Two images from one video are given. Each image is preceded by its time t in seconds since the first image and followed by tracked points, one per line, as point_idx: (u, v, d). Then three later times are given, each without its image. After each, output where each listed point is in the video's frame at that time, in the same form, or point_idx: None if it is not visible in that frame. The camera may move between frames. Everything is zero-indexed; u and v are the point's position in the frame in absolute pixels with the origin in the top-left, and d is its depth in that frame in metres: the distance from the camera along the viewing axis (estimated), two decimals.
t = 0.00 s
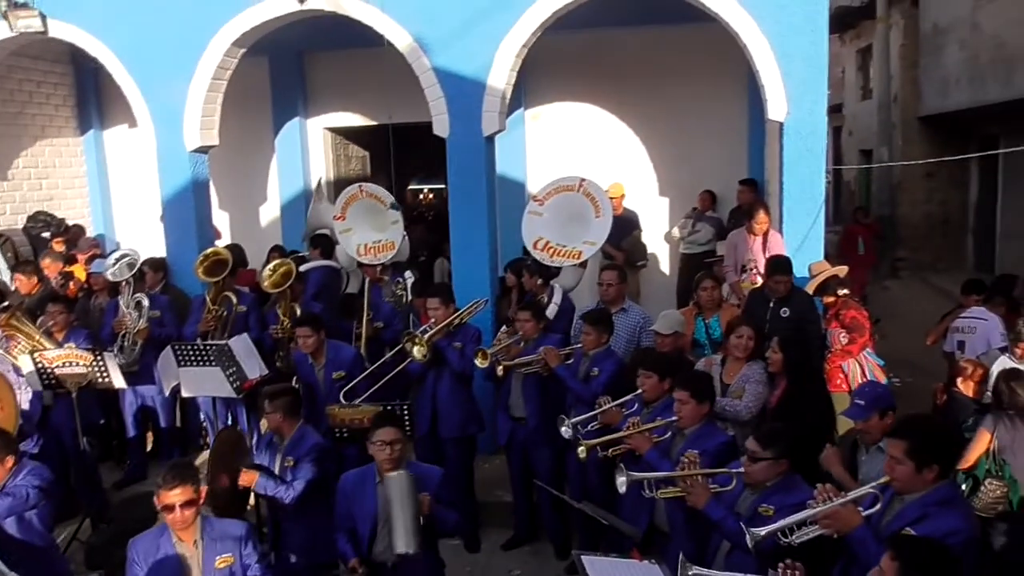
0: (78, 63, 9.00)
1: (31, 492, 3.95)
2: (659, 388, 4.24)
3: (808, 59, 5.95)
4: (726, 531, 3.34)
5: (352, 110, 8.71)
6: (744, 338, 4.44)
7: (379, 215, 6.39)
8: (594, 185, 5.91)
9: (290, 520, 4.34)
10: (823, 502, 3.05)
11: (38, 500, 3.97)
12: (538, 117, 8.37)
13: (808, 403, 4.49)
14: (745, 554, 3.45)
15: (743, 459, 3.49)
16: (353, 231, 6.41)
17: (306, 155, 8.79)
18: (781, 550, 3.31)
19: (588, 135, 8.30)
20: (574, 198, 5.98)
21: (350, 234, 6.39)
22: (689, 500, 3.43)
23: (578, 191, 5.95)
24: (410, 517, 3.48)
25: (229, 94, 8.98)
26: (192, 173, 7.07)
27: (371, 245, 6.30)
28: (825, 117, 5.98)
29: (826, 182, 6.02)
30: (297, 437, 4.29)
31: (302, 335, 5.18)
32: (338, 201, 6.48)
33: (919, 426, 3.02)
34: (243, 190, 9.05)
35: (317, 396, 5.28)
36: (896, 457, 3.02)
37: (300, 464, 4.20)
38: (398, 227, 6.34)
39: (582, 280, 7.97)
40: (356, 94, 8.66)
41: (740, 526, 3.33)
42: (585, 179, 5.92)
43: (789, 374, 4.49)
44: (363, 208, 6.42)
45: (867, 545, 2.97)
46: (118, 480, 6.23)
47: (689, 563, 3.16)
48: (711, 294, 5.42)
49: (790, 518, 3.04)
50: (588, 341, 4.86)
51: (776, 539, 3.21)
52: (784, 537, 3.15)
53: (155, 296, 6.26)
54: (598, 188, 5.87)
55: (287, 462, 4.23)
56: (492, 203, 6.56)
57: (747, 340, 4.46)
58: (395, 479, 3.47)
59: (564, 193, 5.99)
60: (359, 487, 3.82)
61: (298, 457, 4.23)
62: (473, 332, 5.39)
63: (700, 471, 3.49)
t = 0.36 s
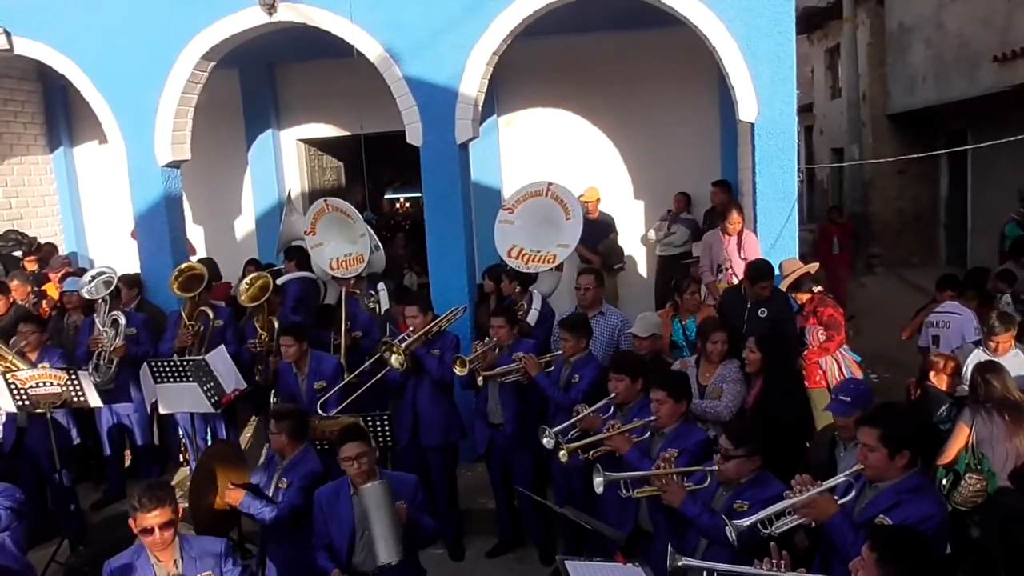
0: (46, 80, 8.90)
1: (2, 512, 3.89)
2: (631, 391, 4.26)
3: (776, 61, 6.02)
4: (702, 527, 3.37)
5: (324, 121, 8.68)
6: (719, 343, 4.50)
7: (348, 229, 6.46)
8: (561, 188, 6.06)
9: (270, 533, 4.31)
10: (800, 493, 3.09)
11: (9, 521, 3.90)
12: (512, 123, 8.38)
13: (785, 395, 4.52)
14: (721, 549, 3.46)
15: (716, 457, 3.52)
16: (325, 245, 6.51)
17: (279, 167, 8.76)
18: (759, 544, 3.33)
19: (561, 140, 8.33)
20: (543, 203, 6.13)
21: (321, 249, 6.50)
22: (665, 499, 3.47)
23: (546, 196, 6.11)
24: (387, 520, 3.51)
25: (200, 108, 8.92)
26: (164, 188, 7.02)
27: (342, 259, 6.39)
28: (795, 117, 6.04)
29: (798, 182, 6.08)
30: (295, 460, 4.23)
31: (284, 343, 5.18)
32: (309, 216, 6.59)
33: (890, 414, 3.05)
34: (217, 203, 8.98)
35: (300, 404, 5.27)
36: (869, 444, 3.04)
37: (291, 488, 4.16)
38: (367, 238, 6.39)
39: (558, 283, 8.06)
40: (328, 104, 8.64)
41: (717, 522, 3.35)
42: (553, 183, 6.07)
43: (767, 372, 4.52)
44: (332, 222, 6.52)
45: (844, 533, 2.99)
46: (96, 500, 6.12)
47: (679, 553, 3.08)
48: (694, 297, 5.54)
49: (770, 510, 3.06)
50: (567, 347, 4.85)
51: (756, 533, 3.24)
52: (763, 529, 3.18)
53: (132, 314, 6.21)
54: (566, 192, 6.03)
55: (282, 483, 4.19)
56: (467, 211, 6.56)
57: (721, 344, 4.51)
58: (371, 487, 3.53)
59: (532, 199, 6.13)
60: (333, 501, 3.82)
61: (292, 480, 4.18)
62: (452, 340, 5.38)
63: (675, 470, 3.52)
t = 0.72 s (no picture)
0: (33, 90, 8.86)
1: None
2: (625, 396, 4.26)
3: (763, 65, 6.04)
4: (698, 532, 3.38)
5: (314, 129, 8.68)
6: (705, 349, 4.53)
7: (337, 236, 6.56)
8: (535, 193, 6.24)
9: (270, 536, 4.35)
10: (792, 500, 3.08)
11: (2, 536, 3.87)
12: (502, 129, 8.39)
13: (781, 395, 4.50)
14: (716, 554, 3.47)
15: (711, 462, 3.53)
16: (315, 252, 6.60)
17: (269, 175, 8.74)
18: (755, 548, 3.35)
19: (551, 146, 8.34)
20: (520, 209, 6.29)
21: (311, 256, 6.59)
22: (661, 503, 3.47)
23: (521, 202, 6.28)
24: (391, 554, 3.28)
25: (189, 117, 8.90)
26: (154, 197, 7.00)
27: (331, 267, 6.49)
28: (784, 121, 6.06)
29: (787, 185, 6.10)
30: (311, 472, 4.21)
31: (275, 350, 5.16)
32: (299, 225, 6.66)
33: (880, 417, 3.05)
34: (207, 212, 8.96)
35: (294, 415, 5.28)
36: (859, 448, 3.04)
37: (306, 497, 4.17)
38: (355, 245, 6.46)
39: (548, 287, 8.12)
40: (318, 112, 8.64)
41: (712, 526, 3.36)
42: (526, 189, 6.26)
43: (759, 374, 4.49)
44: (321, 230, 6.59)
45: (837, 538, 3.00)
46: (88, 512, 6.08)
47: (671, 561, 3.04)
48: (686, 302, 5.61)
49: (763, 518, 3.05)
50: (566, 354, 4.82)
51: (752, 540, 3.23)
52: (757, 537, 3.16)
53: (122, 325, 6.17)
54: (541, 195, 6.22)
55: (294, 492, 4.19)
56: (458, 217, 6.56)
57: (704, 349, 4.54)
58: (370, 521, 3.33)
59: (509, 207, 6.28)
60: (333, 511, 3.86)
61: (307, 490, 4.17)
62: (444, 345, 5.36)
63: (671, 475, 3.56)
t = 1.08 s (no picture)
0: (17, 106, 8.83)
1: None
2: (621, 404, 4.26)
3: (746, 70, 6.07)
4: (695, 541, 3.38)
5: (301, 141, 8.67)
6: (684, 351, 4.49)
7: (325, 247, 6.61)
8: (516, 201, 6.29)
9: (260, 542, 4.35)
10: (790, 511, 3.09)
11: None
12: (488, 137, 8.39)
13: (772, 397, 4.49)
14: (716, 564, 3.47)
15: (713, 470, 3.54)
16: (303, 264, 6.67)
17: (256, 187, 8.74)
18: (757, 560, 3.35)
19: (538, 154, 8.35)
20: (501, 218, 6.35)
21: (299, 268, 6.65)
22: (660, 511, 3.45)
23: (501, 211, 6.34)
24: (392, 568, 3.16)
25: (174, 130, 8.88)
26: (140, 212, 6.98)
27: (320, 278, 6.55)
28: (769, 126, 6.09)
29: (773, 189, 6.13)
30: (310, 484, 4.26)
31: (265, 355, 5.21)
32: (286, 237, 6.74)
33: (877, 425, 3.07)
34: (194, 225, 8.93)
35: (286, 423, 5.30)
36: (858, 458, 3.05)
37: (303, 506, 4.22)
38: (343, 256, 6.51)
39: (537, 294, 8.14)
40: (303, 123, 8.64)
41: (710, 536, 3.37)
42: (506, 197, 6.32)
43: (751, 377, 4.46)
44: (309, 242, 6.65)
45: (835, 549, 3.00)
46: (78, 531, 6.04)
47: None
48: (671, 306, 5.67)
49: (760, 529, 3.08)
50: (561, 361, 4.84)
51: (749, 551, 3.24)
52: (754, 549, 3.19)
53: (110, 341, 6.15)
54: (522, 203, 6.27)
55: (291, 502, 4.23)
56: (446, 226, 6.56)
57: (686, 352, 4.51)
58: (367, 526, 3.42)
59: (489, 217, 6.34)
60: (346, 523, 3.92)
61: (304, 499, 4.23)
62: (433, 354, 5.35)
63: (669, 483, 3.56)
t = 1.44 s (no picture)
0: None
1: None
2: (596, 428, 4.24)
3: (709, 91, 6.14)
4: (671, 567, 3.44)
5: (267, 167, 8.64)
6: (659, 365, 4.55)
7: (301, 270, 6.62)
8: (484, 225, 6.31)
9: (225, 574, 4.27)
10: (772, 535, 3.16)
11: None
12: (454, 160, 8.40)
13: (743, 415, 4.45)
14: None
15: (692, 494, 3.55)
16: (276, 287, 6.64)
17: (222, 213, 8.68)
18: None
19: (506, 175, 8.37)
20: (468, 242, 6.35)
21: (272, 291, 6.63)
22: (637, 538, 3.51)
23: (469, 235, 6.34)
24: None
25: (137, 158, 8.80)
26: (103, 241, 6.90)
27: (294, 301, 6.54)
28: (732, 146, 6.16)
29: (738, 208, 6.20)
30: (263, 507, 4.31)
31: (240, 377, 5.22)
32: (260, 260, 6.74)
33: (858, 451, 3.08)
34: (159, 253, 8.84)
35: (251, 447, 5.23)
36: (841, 483, 3.07)
37: (260, 524, 4.24)
38: (319, 280, 6.56)
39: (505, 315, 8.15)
40: (269, 149, 8.61)
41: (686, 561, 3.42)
42: (474, 222, 6.32)
43: (721, 395, 4.48)
44: (284, 265, 6.68)
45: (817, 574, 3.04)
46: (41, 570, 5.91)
47: None
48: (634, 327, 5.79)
49: (742, 554, 3.16)
50: (531, 384, 4.82)
51: None
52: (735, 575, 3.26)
53: (73, 374, 6.02)
54: (490, 227, 6.28)
55: (246, 524, 4.26)
56: (414, 250, 6.55)
57: (661, 366, 4.56)
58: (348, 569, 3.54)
59: (457, 241, 6.33)
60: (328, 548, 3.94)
61: (260, 519, 4.27)
62: (400, 380, 5.31)
63: (647, 508, 3.57)
